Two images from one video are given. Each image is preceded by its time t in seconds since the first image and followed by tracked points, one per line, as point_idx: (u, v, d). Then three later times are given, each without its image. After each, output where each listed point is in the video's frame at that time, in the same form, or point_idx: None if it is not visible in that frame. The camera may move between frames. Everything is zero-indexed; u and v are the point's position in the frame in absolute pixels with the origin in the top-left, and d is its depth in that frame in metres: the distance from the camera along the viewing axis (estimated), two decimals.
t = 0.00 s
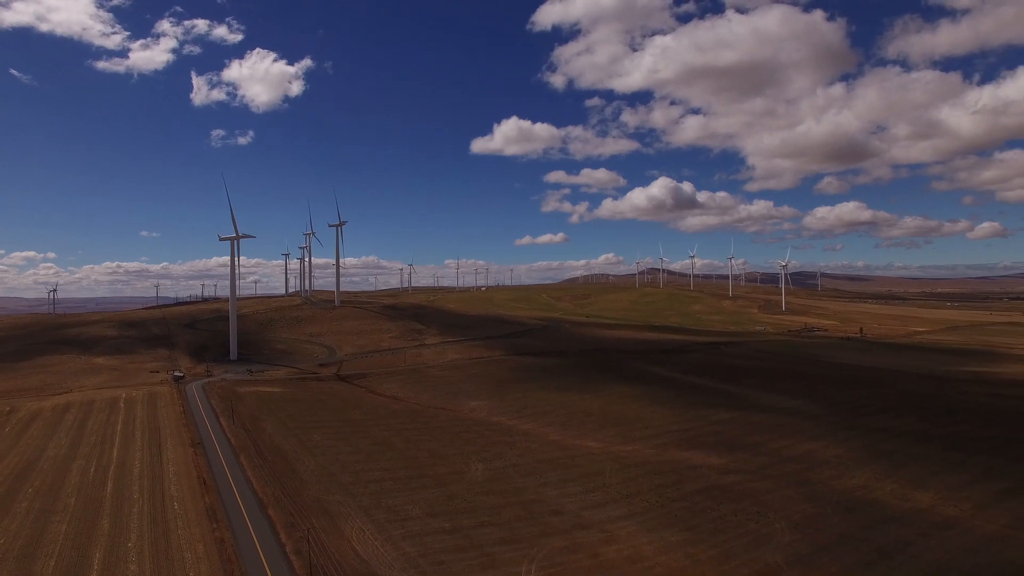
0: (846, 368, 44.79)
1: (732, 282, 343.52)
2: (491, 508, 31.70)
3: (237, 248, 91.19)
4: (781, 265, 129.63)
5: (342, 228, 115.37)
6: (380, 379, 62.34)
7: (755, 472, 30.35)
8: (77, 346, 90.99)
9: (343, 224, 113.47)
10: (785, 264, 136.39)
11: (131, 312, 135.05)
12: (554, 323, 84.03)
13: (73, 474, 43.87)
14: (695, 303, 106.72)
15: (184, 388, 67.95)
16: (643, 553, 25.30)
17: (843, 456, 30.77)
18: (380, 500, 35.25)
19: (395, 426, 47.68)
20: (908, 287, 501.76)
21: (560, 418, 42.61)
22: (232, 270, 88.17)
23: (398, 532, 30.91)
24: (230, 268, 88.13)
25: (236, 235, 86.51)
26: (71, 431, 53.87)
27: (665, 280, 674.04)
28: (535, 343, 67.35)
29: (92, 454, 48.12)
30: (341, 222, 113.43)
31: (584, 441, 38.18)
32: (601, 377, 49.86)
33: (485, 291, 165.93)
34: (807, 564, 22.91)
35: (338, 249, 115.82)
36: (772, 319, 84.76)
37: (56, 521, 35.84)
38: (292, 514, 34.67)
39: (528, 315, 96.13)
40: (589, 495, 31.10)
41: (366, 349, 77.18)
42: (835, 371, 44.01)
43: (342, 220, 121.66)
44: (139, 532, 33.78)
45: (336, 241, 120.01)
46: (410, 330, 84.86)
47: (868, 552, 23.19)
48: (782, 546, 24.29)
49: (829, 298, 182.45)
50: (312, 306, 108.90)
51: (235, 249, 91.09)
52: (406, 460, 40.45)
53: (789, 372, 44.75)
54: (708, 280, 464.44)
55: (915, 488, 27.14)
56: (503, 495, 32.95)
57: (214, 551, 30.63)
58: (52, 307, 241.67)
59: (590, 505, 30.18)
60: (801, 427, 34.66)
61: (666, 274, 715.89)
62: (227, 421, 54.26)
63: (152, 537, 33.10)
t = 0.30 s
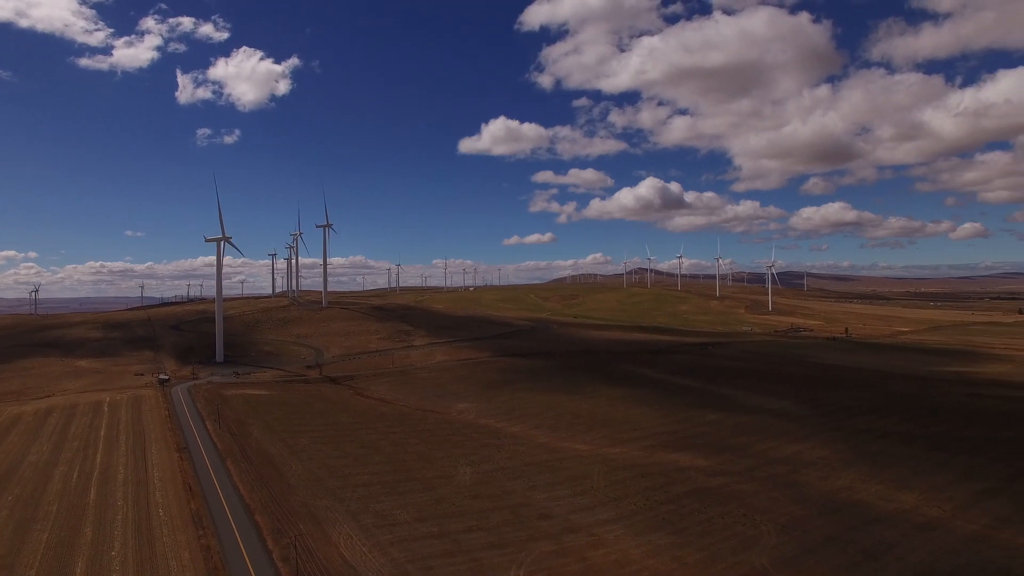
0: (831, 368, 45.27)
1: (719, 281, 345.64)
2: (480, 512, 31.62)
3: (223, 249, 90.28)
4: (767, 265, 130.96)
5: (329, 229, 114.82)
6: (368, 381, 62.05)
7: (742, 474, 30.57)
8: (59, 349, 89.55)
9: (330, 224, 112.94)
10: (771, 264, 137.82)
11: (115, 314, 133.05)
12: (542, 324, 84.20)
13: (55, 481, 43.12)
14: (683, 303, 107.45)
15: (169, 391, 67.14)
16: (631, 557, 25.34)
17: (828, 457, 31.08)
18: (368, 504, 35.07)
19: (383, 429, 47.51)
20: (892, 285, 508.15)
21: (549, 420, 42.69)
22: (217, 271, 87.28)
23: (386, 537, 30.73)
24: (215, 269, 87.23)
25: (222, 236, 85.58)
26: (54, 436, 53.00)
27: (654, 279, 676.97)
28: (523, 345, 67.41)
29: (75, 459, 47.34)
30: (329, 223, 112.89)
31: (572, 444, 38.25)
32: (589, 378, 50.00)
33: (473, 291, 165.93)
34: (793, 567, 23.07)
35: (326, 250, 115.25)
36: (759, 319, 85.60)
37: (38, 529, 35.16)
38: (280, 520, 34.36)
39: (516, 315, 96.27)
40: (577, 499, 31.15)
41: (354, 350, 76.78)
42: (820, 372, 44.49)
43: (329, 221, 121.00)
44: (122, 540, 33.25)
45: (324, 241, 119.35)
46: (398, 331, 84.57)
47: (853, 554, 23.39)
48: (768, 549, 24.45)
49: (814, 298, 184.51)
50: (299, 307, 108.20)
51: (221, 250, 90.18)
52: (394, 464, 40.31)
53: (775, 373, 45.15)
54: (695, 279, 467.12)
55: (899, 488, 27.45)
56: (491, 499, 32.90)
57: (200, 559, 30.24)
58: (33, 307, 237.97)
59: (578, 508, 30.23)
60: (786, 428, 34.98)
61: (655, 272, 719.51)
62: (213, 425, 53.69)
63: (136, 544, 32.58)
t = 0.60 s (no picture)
0: (813, 368, 45.78)
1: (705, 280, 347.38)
2: (465, 515, 31.55)
3: (205, 249, 89.08)
4: (752, 264, 131.91)
5: (314, 228, 114.13)
6: (353, 382, 61.65)
7: (725, 475, 30.82)
8: (38, 350, 87.94)
9: (315, 224, 112.13)
10: (756, 264, 138.42)
11: (95, 314, 130.70)
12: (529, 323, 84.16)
13: (34, 486, 42.29)
14: (669, 302, 108.05)
15: (151, 393, 66.19)
16: (616, 559, 25.41)
17: (810, 457, 31.42)
18: (353, 508, 34.83)
19: (368, 431, 47.27)
20: (874, 283, 514.35)
21: (535, 422, 42.74)
22: (201, 271, 86.21)
23: (372, 541, 30.51)
24: (198, 269, 86.16)
25: (205, 236, 84.54)
26: (32, 440, 51.99)
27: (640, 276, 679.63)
28: (509, 344, 67.38)
29: (54, 464, 46.45)
30: (313, 222, 112.06)
31: (558, 445, 38.33)
32: (574, 378, 50.08)
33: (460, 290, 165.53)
34: (776, 568, 23.25)
35: (311, 249, 114.35)
36: (743, 318, 86.33)
37: (15, 538, 34.40)
38: (264, 525, 33.98)
39: (503, 315, 96.17)
40: (563, 501, 31.21)
41: (339, 351, 76.23)
42: (802, 371, 45.01)
43: (314, 220, 119.86)
44: (103, 547, 32.65)
45: (309, 241, 118.30)
46: (384, 331, 84.07)
47: (835, 555, 23.65)
48: (752, 550, 24.66)
49: (799, 297, 186.29)
50: (284, 306, 107.25)
51: (204, 250, 88.98)
52: (379, 466, 40.12)
53: (758, 372, 45.60)
54: (681, 278, 470.24)
55: (879, 488, 27.81)
56: (477, 501, 32.84)
57: (182, 566, 29.80)
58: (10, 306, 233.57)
59: (564, 510, 30.28)
60: (769, 429, 35.32)
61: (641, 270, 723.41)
62: (196, 428, 53.04)
63: (117, 552, 32.00)
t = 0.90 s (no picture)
0: (792, 367, 46.36)
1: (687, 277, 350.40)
2: (448, 517, 31.46)
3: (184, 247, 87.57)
4: (734, 263, 132.32)
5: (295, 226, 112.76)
6: (335, 382, 61.08)
7: (706, 475, 31.11)
8: (10, 351, 85.78)
9: (296, 222, 110.98)
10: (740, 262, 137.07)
11: (70, 313, 127.89)
12: (512, 322, 84.02)
13: (6, 492, 41.22)
14: (651, 300, 108.49)
15: (128, 395, 64.95)
16: (599, 560, 25.50)
17: (789, 456, 31.84)
18: (335, 511, 34.53)
19: (349, 432, 46.93)
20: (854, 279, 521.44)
21: (518, 422, 42.75)
22: (179, 269, 84.73)
23: (353, 545, 30.23)
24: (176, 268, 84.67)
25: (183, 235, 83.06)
26: (4, 445, 50.72)
27: (624, 272, 683.09)
28: (493, 344, 67.23)
29: (27, 469, 45.36)
30: (295, 220, 110.89)
31: (540, 446, 38.40)
32: (557, 378, 50.14)
33: (444, 288, 164.67)
34: (756, 567, 23.51)
35: (292, 247, 112.99)
36: (724, 317, 86.76)
37: None
38: (245, 529, 33.52)
39: (486, 313, 95.81)
40: (545, 502, 31.26)
41: (321, 350, 75.45)
42: (781, 370, 45.56)
43: (295, 218, 118.45)
44: (78, 555, 31.90)
45: (290, 238, 116.76)
46: (366, 330, 83.34)
47: (814, 554, 23.97)
48: (732, 550, 24.92)
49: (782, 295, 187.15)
50: (265, 305, 105.90)
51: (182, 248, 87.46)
52: (362, 469, 39.86)
53: (738, 371, 46.09)
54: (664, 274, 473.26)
55: (857, 487, 28.25)
56: (459, 503, 32.77)
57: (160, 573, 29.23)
58: None
59: (547, 511, 30.34)
60: (749, 428, 35.72)
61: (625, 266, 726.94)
62: (175, 431, 52.18)
63: (92, 560, 31.29)
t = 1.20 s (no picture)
0: (772, 368, 46.91)
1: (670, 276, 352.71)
2: (431, 523, 31.28)
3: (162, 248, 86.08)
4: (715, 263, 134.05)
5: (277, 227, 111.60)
6: (317, 385, 60.50)
7: (688, 477, 31.31)
8: None
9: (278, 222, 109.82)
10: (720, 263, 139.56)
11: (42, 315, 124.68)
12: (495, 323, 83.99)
13: None
14: (633, 301, 109.15)
15: (105, 400, 63.62)
16: (582, 565, 25.49)
17: (769, 458, 32.19)
18: (317, 518, 34.14)
19: (331, 437, 46.56)
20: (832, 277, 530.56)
21: (501, 425, 42.73)
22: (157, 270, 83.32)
23: (336, 552, 29.86)
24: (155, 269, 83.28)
25: (162, 235, 81.57)
26: None
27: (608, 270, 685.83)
28: (476, 345, 67.10)
29: None
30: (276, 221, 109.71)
31: (524, 449, 38.42)
32: (540, 380, 50.20)
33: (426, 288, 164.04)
34: (737, 569, 23.66)
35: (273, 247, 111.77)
36: (706, 317, 87.75)
37: None
38: (225, 537, 32.88)
39: (469, 314, 95.59)
40: (529, 506, 31.25)
41: (302, 353, 74.67)
42: (762, 371, 46.07)
43: (275, 219, 117.00)
44: (52, 566, 31.02)
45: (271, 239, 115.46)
46: (348, 332, 82.65)
47: (794, 555, 24.17)
48: (714, 552, 25.07)
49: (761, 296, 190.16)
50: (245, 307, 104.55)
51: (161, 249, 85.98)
52: (344, 474, 39.53)
53: (719, 372, 46.54)
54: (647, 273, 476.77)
55: (836, 488, 28.63)
56: (443, 508, 32.62)
57: None
58: None
59: (530, 516, 30.34)
60: (730, 429, 36.06)
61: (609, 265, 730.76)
62: (153, 436, 51.20)
63: (67, 570, 30.43)
